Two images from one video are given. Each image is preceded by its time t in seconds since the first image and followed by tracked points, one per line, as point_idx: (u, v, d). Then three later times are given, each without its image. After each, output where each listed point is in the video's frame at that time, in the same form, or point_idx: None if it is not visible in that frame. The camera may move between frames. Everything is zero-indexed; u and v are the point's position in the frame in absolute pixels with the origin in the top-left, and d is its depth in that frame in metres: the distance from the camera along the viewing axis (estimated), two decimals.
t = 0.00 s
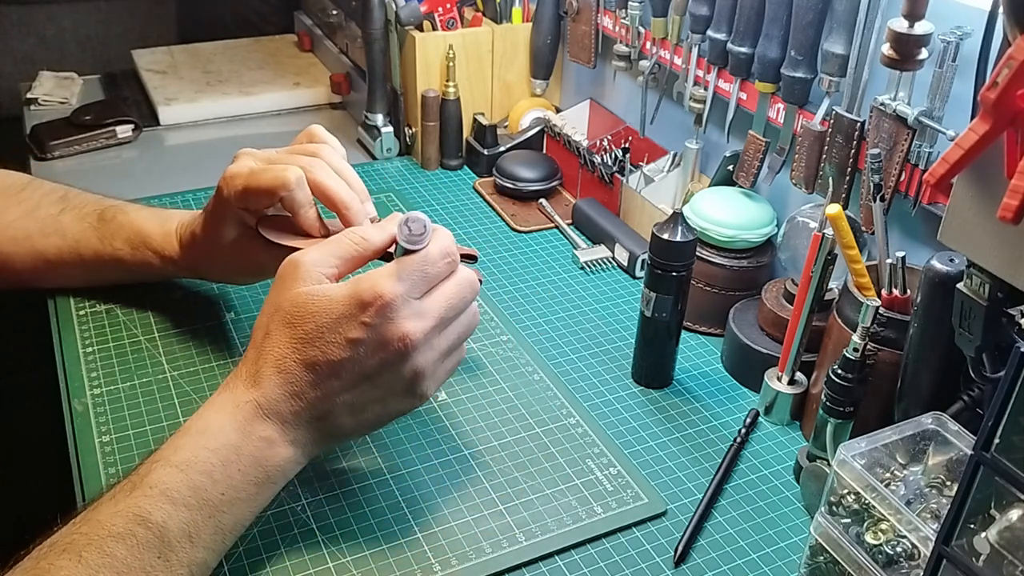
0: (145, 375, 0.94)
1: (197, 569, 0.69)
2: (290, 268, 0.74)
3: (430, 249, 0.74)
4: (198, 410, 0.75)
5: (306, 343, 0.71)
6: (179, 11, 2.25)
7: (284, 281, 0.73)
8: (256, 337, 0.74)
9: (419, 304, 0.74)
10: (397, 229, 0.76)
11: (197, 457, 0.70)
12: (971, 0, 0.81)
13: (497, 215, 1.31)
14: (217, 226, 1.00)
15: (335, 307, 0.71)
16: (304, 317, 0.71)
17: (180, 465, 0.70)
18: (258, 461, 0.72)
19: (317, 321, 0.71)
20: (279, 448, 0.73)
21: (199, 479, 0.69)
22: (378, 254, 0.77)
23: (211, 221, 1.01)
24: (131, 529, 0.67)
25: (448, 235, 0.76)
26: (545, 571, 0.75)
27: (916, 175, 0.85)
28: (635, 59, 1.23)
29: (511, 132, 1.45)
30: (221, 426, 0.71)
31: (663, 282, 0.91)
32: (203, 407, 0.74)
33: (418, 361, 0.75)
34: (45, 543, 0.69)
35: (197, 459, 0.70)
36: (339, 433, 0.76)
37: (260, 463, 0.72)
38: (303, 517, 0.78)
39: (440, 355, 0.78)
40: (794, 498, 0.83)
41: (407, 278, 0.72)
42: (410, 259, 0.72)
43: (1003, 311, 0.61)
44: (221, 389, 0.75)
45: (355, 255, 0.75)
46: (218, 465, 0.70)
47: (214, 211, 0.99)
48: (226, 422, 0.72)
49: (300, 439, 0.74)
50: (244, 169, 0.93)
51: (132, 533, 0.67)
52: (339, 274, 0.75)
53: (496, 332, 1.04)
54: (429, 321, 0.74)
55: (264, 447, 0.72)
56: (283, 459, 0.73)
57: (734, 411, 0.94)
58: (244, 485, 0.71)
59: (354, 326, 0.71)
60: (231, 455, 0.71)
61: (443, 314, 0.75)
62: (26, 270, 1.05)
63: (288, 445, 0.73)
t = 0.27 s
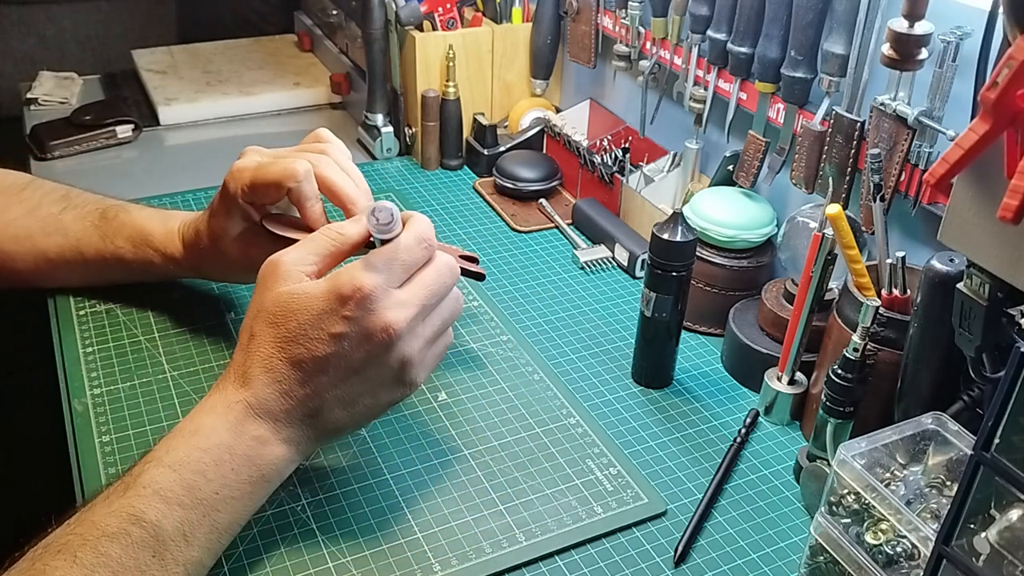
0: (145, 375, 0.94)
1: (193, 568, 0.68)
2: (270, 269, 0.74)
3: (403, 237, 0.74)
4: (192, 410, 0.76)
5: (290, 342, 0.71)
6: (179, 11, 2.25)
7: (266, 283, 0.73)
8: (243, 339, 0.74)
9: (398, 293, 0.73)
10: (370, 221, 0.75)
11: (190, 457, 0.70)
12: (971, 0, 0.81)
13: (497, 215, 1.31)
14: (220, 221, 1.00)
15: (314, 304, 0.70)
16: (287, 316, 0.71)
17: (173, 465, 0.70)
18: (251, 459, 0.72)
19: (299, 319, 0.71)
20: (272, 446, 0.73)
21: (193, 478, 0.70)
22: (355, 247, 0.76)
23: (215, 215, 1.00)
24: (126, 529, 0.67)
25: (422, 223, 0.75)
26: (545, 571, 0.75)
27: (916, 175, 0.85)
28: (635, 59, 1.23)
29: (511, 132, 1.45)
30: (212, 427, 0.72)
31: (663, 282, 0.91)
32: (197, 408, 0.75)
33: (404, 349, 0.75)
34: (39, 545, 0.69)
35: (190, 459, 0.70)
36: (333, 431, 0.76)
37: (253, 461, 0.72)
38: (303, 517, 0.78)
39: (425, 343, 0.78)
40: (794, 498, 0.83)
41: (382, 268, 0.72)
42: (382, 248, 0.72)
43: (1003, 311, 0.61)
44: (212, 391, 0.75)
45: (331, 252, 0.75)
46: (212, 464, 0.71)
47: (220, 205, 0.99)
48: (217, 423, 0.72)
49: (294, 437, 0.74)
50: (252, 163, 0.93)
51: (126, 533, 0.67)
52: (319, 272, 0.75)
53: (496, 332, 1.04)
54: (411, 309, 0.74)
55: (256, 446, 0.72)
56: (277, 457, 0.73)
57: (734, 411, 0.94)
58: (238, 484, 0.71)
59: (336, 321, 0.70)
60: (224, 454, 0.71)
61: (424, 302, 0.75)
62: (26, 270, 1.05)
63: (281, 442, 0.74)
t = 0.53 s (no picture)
0: (145, 375, 0.94)
1: (192, 567, 0.69)
2: (260, 268, 0.74)
3: (396, 231, 0.73)
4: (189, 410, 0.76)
5: (284, 340, 0.71)
6: (179, 11, 2.25)
7: (256, 283, 0.73)
8: (237, 339, 0.74)
9: (392, 288, 0.73)
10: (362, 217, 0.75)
11: (187, 456, 0.70)
12: (971, 0, 0.81)
13: (497, 215, 1.31)
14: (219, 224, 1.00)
15: (307, 302, 0.70)
16: (281, 314, 0.71)
17: (170, 464, 0.70)
18: (249, 458, 0.72)
19: (293, 317, 0.71)
20: (271, 445, 0.73)
21: (191, 477, 0.70)
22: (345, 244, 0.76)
23: (214, 218, 1.01)
24: (124, 528, 0.67)
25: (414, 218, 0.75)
26: (545, 571, 0.75)
27: (916, 175, 0.85)
28: (635, 59, 1.23)
29: (511, 132, 1.45)
30: (209, 426, 0.72)
31: (663, 282, 0.91)
32: (194, 407, 0.74)
33: (401, 343, 0.75)
34: (38, 545, 0.69)
35: (188, 458, 0.70)
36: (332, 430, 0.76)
37: (251, 460, 0.72)
38: (303, 517, 0.78)
39: (420, 336, 0.78)
40: (794, 498, 0.83)
41: (374, 264, 0.71)
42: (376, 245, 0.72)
43: (1003, 312, 0.61)
44: (208, 390, 0.75)
45: (322, 249, 0.75)
46: (210, 463, 0.71)
47: (219, 208, 0.99)
48: (214, 422, 0.72)
49: (292, 435, 0.74)
50: (251, 166, 0.93)
51: (125, 532, 0.66)
52: (310, 269, 0.75)
53: (496, 332, 1.04)
54: (406, 304, 0.74)
55: (254, 445, 0.72)
56: (276, 455, 0.73)
57: (734, 411, 0.94)
58: (237, 483, 0.71)
59: (330, 318, 0.70)
60: (222, 454, 0.71)
61: (418, 295, 0.75)
62: (26, 271, 1.05)
63: (280, 441, 0.74)
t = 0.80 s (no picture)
0: (145, 375, 0.94)
1: (192, 568, 0.69)
2: (255, 270, 0.74)
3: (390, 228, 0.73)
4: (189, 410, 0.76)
5: (284, 341, 0.71)
6: (179, 11, 2.25)
7: (251, 284, 0.73)
8: (235, 342, 0.74)
9: (388, 285, 0.73)
10: (356, 216, 0.74)
11: (188, 457, 0.70)
12: (971, 1, 0.81)
13: (497, 215, 1.31)
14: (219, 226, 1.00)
15: (305, 301, 0.71)
16: (276, 315, 0.71)
17: (171, 465, 0.70)
18: (250, 459, 0.72)
19: (292, 317, 0.71)
20: (270, 445, 0.73)
21: (192, 478, 0.70)
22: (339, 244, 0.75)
23: (214, 218, 1.00)
24: (124, 529, 0.67)
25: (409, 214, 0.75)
26: (545, 571, 0.75)
27: (916, 175, 0.85)
28: (635, 59, 1.23)
29: (511, 132, 1.45)
30: (209, 426, 0.72)
31: (663, 282, 0.91)
32: (194, 408, 0.75)
33: (398, 341, 0.75)
34: (37, 546, 0.69)
35: (190, 459, 0.70)
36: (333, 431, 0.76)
37: (253, 461, 0.72)
38: (303, 517, 0.78)
39: (419, 333, 0.78)
40: (794, 498, 0.83)
41: (370, 261, 0.71)
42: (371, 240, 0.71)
43: (1003, 311, 0.61)
44: (210, 389, 0.75)
45: (317, 249, 0.74)
46: (211, 465, 0.71)
47: (219, 208, 0.99)
48: (215, 422, 0.72)
49: (292, 436, 0.74)
50: (250, 167, 0.93)
51: (125, 533, 0.66)
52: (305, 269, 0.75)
53: (496, 332, 1.04)
54: (402, 301, 0.74)
55: (255, 446, 0.72)
56: (276, 457, 0.73)
57: (734, 411, 0.94)
58: (238, 484, 0.71)
59: (328, 317, 0.70)
60: (224, 455, 0.71)
61: (414, 291, 0.75)
62: (26, 270, 1.05)
63: (280, 443, 0.74)
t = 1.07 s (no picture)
0: (145, 375, 0.94)
1: (193, 568, 0.69)
2: (262, 268, 0.73)
3: (388, 225, 0.72)
4: (190, 411, 0.76)
5: (286, 340, 0.71)
6: (179, 11, 2.25)
7: (258, 281, 0.73)
8: (235, 334, 0.74)
9: (389, 284, 0.73)
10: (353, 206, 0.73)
11: (191, 457, 0.70)
12: (971, 1, 0.81)
13: (497, 215, 1.31)
14: (228, 204, 1.01)
15: (306, 302, 0.70)
16: (280, 313, 0.71)
17: (175, 466, 0.70)
18: (252, 460, 0.72)
19: (293, 317, 0.70)
20: (272, 446, 0.74)
21: (194, 479, 0.70)
22: (340, 233, 0.74)
23: (225, 193, 1.01)
24: (127, 530, 0.67)
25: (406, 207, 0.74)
26: (545, 571, 0.75)
27: (916, 175, 0.85)
28: (635, 59, 1.23)
29: (511, 132, 1.45)
30: (211, 427, 0.72)
31: (663, 282, 0.91)
32: (196, 408, 0.75)
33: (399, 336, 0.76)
34: (38, 546, 0.69)
35: (192, 460, 0.70)
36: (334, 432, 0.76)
37: (254, 461, 0.72)
38: (302, 517, 0.78)
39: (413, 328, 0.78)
40: (794, 498, 0.83)
41: (371, 262, 0.70)
42: (371, 239, 0.70)
43: (1003, 311, 0.61)
44: (212, 388, 0.75)
45: (319, 242, 0.73)
46: (213, 465, 0.71)
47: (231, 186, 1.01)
48: (219, 422, 0.72)
49: (292, 435, 0.75)
50: (268, 146, 0.98)
51: (127, 533, 0.66)
52: (313, 263, 0.73)
53: (496, 332, 1.04)
54: (402, 300, 0.74)
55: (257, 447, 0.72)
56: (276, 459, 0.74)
57: (734, 411, 0.94)
58: (239, 484, 0.71)
59: (329, 319, 0.70)
60: (226, 456, 0.71)
61: (410, 288, 0.75)
62: (26, 270, 1.05)
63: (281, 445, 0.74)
